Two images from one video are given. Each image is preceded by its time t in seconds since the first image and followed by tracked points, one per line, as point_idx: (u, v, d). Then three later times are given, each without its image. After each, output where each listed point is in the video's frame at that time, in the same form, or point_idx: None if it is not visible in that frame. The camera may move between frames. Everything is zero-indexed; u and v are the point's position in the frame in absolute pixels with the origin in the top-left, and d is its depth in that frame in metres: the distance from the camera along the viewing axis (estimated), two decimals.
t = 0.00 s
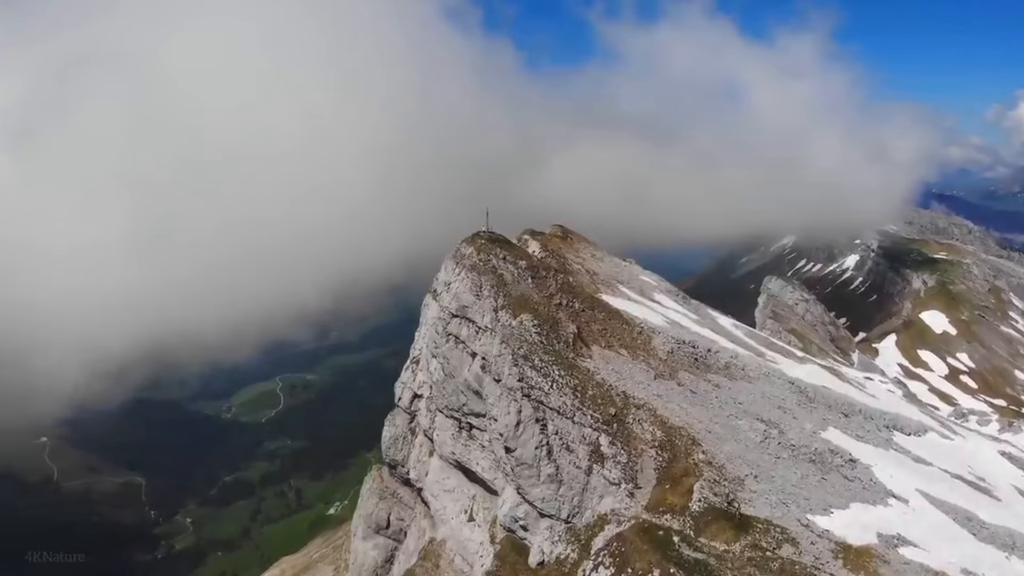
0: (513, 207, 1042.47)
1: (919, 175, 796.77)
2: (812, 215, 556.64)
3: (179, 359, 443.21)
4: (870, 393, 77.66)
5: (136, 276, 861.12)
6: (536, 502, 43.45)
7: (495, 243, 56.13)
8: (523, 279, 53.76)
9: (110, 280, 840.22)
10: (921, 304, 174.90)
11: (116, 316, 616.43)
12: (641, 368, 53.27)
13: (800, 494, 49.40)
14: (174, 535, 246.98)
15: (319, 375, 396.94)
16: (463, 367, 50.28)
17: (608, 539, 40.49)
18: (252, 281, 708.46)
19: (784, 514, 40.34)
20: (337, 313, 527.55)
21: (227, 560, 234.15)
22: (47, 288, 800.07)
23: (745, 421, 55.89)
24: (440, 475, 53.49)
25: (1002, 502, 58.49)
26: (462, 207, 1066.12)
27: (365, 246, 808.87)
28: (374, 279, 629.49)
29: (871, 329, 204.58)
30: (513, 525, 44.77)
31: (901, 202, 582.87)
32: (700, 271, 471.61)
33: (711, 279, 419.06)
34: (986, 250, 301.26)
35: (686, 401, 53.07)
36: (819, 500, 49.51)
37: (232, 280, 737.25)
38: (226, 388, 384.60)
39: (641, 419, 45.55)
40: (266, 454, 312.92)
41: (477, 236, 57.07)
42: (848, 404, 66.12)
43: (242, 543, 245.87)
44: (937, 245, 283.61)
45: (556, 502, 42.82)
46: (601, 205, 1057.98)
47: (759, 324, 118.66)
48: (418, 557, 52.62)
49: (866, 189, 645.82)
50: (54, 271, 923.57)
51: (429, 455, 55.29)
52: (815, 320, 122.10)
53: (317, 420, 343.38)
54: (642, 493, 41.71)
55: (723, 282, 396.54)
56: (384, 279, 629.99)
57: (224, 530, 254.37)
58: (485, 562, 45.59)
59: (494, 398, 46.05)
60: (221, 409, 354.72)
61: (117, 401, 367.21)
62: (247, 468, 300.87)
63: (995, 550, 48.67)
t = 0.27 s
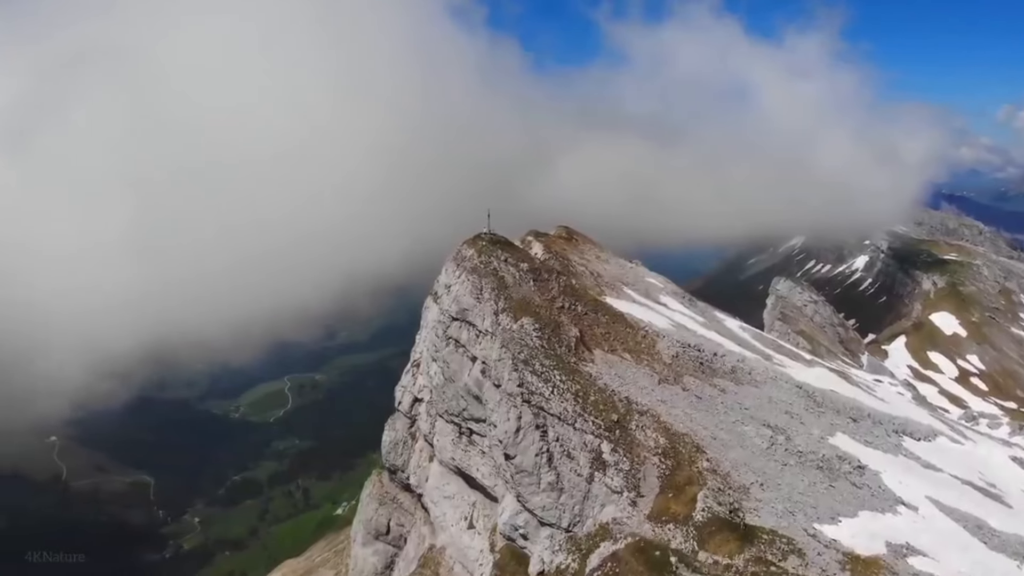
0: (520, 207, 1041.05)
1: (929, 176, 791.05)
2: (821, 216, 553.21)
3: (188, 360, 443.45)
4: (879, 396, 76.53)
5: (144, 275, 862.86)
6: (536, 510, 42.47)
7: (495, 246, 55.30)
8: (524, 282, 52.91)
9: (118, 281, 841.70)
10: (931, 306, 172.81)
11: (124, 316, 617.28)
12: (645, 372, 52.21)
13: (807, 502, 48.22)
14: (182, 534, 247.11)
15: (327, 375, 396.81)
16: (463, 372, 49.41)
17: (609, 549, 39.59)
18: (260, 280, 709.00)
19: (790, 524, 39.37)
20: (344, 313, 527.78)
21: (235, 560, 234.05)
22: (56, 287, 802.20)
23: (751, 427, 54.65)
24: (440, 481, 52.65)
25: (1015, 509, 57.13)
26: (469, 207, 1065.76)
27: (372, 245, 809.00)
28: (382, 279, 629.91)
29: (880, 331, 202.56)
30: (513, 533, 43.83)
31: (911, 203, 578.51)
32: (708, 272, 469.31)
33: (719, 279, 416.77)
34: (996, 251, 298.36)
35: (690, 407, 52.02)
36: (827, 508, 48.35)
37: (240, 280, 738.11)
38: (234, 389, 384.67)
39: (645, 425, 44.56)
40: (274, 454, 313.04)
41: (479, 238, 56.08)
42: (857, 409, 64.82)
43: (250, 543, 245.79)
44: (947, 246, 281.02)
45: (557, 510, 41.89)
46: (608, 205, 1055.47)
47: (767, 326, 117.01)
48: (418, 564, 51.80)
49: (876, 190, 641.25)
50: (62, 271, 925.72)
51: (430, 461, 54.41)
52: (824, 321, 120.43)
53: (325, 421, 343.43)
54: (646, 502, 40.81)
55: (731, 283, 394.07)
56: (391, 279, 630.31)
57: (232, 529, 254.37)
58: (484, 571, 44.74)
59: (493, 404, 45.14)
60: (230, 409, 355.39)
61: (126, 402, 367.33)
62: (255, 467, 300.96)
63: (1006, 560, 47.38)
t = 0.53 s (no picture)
0: (527, 207, 1039.92)
1: (939, 177, 785.15)
2: (830, 217, 549.72)
3: (197, 360, 443.98)
4: (888, 400, 75.25)
5: (152, 275, 865.49)
6: (536, 519, 41.51)
7: (497, 248, 54.43)
8: (526, 284, 52.02)
9: (125, 280, 843.69)
10: (941, 308, 170.85)
11: (133, 314, 618.60)
12: (648, 377, 51.23)
13: (814, 510, 47.09)
14: (190, 534, 247.51)
15: (335, 375, 396.99)
16: (463, 376, 48.48)
17: (610, 560, 38.68)
18: (267, 279, 709.81)
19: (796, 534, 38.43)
20: (352, 313, 528.24)
21: (243, 559, 234.29)
22: (64, 286, 804.52)
23: (757, 433, 53.49)
24: (440, 486, 51.78)
25: None
26: (475, 207, 1065.21)
27: (379, 245, 809.12)
28: (389, 280, 630.33)
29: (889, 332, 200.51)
30: (513, 542, 42.90)
31: (921, 203, 574.07)
32: (716, 273, 467.05)
33: (727, 280, 414.66)
34: (1008, 253, 295.47)
35: (695, 413, 50.94)
36: (834, 516, 47.23)
37: (248, 279, 739.07)
38: (243, 389, 385.14)
39: (648, 432, 43.60)
40: (282, 453, 313.41)
41: (480, 240, 55.23)
42: (865, 414, 63.51)
43: (258, 542, 246.01)
44: (957, 247, 278.40)
45: (557, 520, 40.90)
46: (615, 205, 1052.91)
47: (776, 327, 115.58)
48: (417, 571, 50.96)
49: (886, 191, 636.64)
50: (72, 270, 927.53)
51: (430, 466, 53.56)
52: (833, 323, 118.90)
53: (332, 421, 343.67)
54: (648, 511, 39.89)
55: (740, 284, 391.82)
56: (398, 280, 630.50)
57: (240, 529, 254.64)
58: None
59: (493, 409, 44.22)
60: (238, 409, 356.13)
61: (136, 401, 367.87)
62: (263, 467, 301.27)
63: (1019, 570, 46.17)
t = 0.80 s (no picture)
0: (534, 208, 1038.77)
1: (949, 177, 779.88)
2: (838, 218, 546.77)
3: (205, 360, 444.06)
4: (898, 403, 73.95)
5: (160, 274, 868.01)
6: (536, 527, 40.51)
7: (498, 250, 53.56)
8: (527, 287, 51.12)
9: (132, 280, 845.00)
10: (951, 309, 168.93)
11: (141, 314, 619.32)
12: (653, 382, 50.22)
13: (821, 519, 45.97)
14: (197, 533, 248.08)
15: (343, 375, 396.88)
16: (463, 381, 47.57)
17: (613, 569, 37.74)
18: (274, 279, 710.47)
19: (804, 544, 37.37)
20: (359, 313, 528.66)
21: (250, 558, 234.94)
22: (72, 285, 806.13)
23: (763, 439, 52.34)
24: (440, 493, 50.87)
25: None
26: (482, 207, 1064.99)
27: (385, 245, 809.37)
28: (396, 280, 630.87)
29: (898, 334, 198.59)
30: (513, 551, 41.94)
31: (931, 204, 569.97)
32: (723, 274, 464.86)
33: (735, 281, 412.42)
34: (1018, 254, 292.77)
35: (700, 417, 49.94)
36: (842, 524, 46.08)
37: (256, 278, 739.49)
38: (250, 389, 385.12)
39: (651, 438, 42.62)
40: (290, 453, 313.97)
41: (482, 241, 54.34)
42: (874, 418, 62.24)
43: (265, 541, 246.54)
44: (967, 248, 275.85)
45: (558, 529, 39.92)
46: (623, 205, 1051.11)
47: (785, 328, 114.05)
48: None
49: (895, 191, 632.86)
50: (80, 270, 930.98)
51: (430, 471, 52.68)
52: (841, 325, 117.31)
53: (340, 421, 343.81)
54: (651, 519, 38.93)
55: (747, 285, 389.74)
56: (405, 280, 630.83)
57: (247, 528, 255.10)
58: None
59: (492, 415, 43.31)
60: (247, 408, 356.85)
61: (144, 401, 367.94)
62: (271, 467, 301.72)
63: None
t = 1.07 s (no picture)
0: (541, 208, 1037.70)
1: (959, 178, 774.58)
2: (848, 218, 543.59)
3: (214, 359, 444.49)
4: (908, 407, 72.65)
5: (168, 274, 870.27)
6: (536, 536, 39.64)
7: (500, 251, 52.65)
8: (529, 290, 50.18)
9: (139, 279, 847.12)
10: (962, 310, 167.09)
11: (149, 314, 621.12)
12: (657, 387, 49.17)
13: (829, 528, 44.84)
14: (205, 533, 248.72)
15: (351, 375, 396.83)
16: (463, 386, 46.75)
17: None
18: (282, 279, 711.84)
19: (811, 555, 36.37)
20: (367, 313, 528.95)
21: (258, 557, 236.07)
22: (81, 286, 809.52)
23: (770, 446, 51.15)
24: (440, 499, 50.01)
25: None
26: (489, 207, 1064.40)
27: (392, 245, 810.38)
28: (403, 281, 631.18)
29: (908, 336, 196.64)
30: (512, 560, 41.06)
31: (942, 204, 565.94)
32: (731, 274, 463.15)
33: (742, 281, 410.72)
34: None
35: (705, 423, 48.91)
36: (851, 534, 44.90)
37: (263, 278, 740.87)
38: (259, 389, 385.38)
39: (654, 444, 41.67)
40: (298, 453, 314.35)
41: (483, 243, 53.49)
42: (884, 423, 60.94)
43: (273, 541, 247.59)
44: (978, 249, 273.25)
45: (558, 538, 39.02)
46: (630, 206, 1048.68)
47: (794, 328, 112.54)
48: None
49: (904, 192, 628.96)
50: (88, 271, 934.29)
51: (430, 477, 51.89)
52: (851, 326, 115.86)
53: (347, 421, 344.01)
54: (654, 529, 37.92)
55: (755, 285, 387.85)
56: (412, 281, 631.13)
57: (255, 528, 255.68)
58: None
59: (491, 421, 42.44)
60: (255, 407, 357.30)
61: (153, 400, 368.54)
62: (279, 466, 302.05)
63: None
